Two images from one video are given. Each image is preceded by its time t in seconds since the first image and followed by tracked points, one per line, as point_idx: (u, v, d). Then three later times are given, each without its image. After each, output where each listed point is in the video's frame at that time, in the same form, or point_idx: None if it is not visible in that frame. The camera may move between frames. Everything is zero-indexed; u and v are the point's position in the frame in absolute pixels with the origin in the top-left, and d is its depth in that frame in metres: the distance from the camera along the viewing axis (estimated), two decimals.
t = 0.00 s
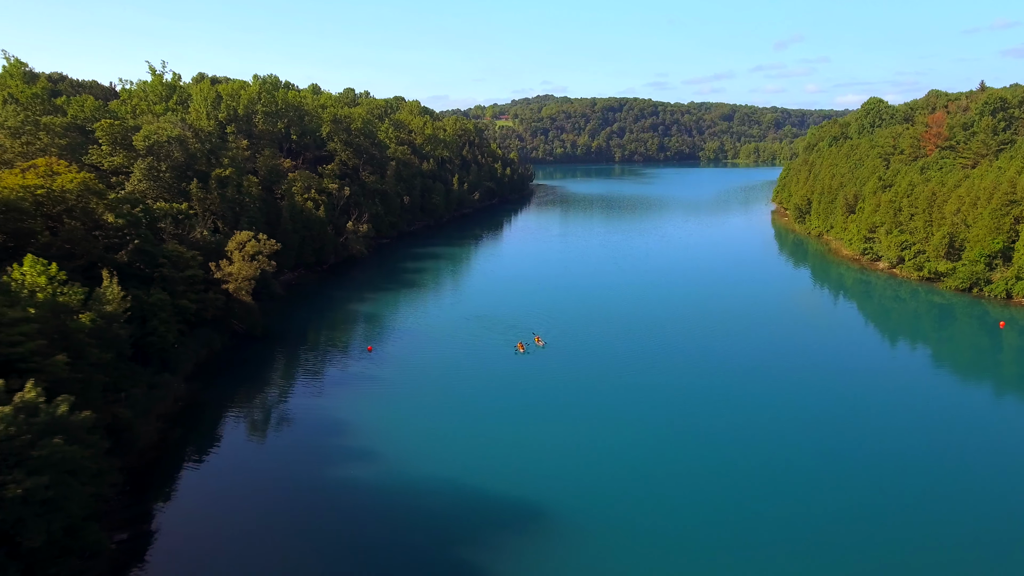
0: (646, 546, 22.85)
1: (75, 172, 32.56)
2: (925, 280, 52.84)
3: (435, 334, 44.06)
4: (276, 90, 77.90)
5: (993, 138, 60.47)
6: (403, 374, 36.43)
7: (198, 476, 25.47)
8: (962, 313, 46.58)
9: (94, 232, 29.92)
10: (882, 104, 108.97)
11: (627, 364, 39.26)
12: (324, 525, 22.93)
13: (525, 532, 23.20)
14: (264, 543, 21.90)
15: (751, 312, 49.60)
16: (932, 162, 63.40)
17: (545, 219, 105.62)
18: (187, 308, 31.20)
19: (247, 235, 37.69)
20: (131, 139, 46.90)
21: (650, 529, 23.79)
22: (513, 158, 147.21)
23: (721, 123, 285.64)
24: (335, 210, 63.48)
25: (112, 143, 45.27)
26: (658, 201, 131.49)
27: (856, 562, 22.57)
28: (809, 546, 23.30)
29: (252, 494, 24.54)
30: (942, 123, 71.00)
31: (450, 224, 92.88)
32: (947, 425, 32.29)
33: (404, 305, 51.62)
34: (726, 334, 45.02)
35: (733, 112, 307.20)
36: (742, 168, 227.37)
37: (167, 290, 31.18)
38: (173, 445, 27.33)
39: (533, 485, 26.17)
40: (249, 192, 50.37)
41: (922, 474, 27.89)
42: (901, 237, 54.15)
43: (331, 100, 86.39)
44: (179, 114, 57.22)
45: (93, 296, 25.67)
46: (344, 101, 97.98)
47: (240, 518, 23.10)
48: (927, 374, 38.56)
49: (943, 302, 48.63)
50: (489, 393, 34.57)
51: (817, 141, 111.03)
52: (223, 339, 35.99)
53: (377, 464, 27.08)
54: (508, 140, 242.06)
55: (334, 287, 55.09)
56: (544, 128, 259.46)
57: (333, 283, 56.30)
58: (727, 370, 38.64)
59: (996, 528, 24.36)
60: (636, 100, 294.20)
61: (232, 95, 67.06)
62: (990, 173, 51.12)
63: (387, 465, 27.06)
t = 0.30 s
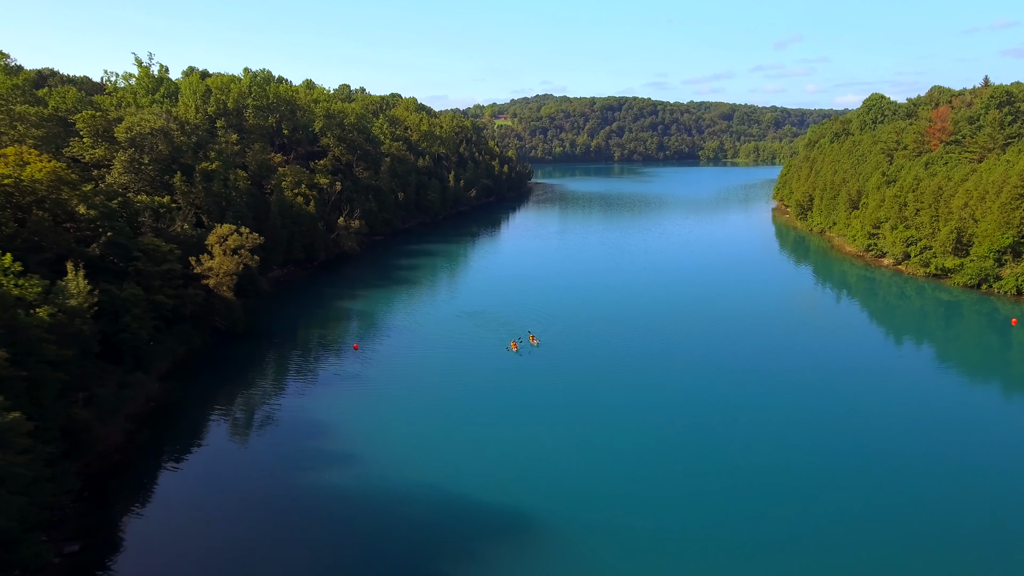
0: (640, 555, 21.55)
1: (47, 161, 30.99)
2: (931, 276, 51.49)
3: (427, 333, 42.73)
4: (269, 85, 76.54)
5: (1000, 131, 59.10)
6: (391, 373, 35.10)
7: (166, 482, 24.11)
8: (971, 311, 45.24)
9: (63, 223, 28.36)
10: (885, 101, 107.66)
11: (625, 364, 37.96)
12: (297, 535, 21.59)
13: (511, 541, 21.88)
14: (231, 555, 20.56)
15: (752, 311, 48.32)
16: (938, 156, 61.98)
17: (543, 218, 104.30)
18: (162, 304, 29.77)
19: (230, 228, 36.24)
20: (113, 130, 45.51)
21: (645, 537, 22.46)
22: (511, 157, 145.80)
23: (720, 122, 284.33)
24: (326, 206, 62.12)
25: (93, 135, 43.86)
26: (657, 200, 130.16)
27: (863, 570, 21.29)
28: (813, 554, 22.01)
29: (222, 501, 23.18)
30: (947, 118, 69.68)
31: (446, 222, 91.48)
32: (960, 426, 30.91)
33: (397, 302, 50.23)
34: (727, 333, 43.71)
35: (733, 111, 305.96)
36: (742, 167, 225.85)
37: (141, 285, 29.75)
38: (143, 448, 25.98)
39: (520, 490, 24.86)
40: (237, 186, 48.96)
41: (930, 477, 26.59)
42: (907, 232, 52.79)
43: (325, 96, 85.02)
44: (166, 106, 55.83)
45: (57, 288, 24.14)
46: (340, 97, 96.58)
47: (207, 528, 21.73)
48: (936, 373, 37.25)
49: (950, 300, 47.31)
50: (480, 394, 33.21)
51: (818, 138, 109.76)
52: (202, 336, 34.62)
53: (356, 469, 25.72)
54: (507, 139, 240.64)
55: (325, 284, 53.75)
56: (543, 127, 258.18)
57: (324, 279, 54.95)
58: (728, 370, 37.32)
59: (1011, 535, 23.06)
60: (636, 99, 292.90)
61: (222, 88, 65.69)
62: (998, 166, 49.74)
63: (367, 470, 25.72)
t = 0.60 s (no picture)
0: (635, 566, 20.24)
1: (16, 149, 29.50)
2: (938, 272, 50.18)
3: (418, 331, 41.39)
4: (261, 79, 75.13)
5: (1007, 125, 57.82)
6: (377, 373, 33.70)
7: (127, 490, 22.76)
8: (979, 308, 43.90)
9: (31, 214, 26.87)
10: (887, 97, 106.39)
11: (622, 364, 36.61)
12: (260, 547, 20.21)
13: (491, 553, 20.50)
14: (191, 569, 19.16)
15: (753, 309, 47.02)
16: (943, 150, 60.68)
17: (540, 216, 102.96)
18: (134, 300, 28.41)
19: (210, 221, 34.85)
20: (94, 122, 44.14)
21: (634, 547, 21.08)
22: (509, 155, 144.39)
23: (720, 121, 282.96)
24: (317, 201, 60.76)
25: (72, 126, 42.46)
26: (657, 198, 128.77)
27: None
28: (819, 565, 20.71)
29: (184, 509, 21.80)
30: (951, 112, 68.41)
31: (442, 220, 90.11)
32: (971, 426, 29.60)
33: (389, 299, 48.87)
34: (727, 332, 42.37)
35: (733, 110, 304.64)
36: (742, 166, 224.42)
37: (113, 279, 28.37)
38: (106, 450, 24.60)
39: (504, 498, 23.43)
40: (223, 179, 47.55)
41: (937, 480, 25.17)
42: (913, 227, 51.48)
43: (318, 91, 83.65)
44: (152, 99, 54.47)
45: (19, 281, 22.68)
46: (334, 93, 95.17)
47: (165, 540, 20.38)
48: (945, 371, 35.95)
49: (957, 297, 45.87)
50: (469, 394, 31.83)
51: (819, 134, 108.48)
52: (178, 334, 33.26)
53: (330, 475, 24.33)
54: (506, 137, 239.07)
55: (315, 281, 52.39)
56: (542, 126, 256.72)
57: (314, 276, 53.59)
58: (727, 370, 35.93)
59: None
60: (635, 98, 291.49)
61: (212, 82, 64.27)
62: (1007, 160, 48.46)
63: (341, 475, 24.31)
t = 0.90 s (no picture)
0: None
1: None
2: (946, 268, 48.84)
3: (410, 329, 40.01)
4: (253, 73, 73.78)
5: (1014, 118, 56.53)
6: (362, 373, 32.28)
7: (85, 497, 21.43)
8: (988, 305, 42.51)
9: None
10: (889, 93, 105.14)
11: (620, 364, 35.25)
12: (222, 559, 18.86)
13: (471, 564, 19.16)
14: None
15: (754, 308, 45.66)
16: (950, 144, 59.33)
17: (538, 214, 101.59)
18: (105, 294, 27.11)
19: (188, 213, 33.59)
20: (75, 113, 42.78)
21: (627, 557, 19.75)
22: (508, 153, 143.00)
23: (721, 121, 281.60)
24: (309, 197, 59.43)
25: (52, 116, 41.07)
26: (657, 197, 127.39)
27: None
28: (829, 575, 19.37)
29: (143, 517, 20.46)
30: (956, 106, 67.12)
31: (438, 218, 88.71)
32: (985, 427, 28.23)
33: (381, 297, 47.47)
34: (728, 331, 41.02)
35: (733, 109, 303.26)
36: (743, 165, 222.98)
37: (82, 273, 27.05)
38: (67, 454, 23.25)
39: (489, 504, 22.11)
40: (210, 172, 46.22)
41: (950, 485, 23.78)
42: (920, 222, 50.13)
43: (312, 86, 82.31)
44: (138, 91, 53.11)
45: None
46: (330, 89, 93.77)
47: (123, 552, 19.00)
48: (956, 370, 34.60)
49: (965, 295, 44.48)
50: (459, 395, 30.46)
51: (821, 131, 107.16)
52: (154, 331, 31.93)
53: (304, 480, 22.96)
54: (505, 136, 237.56)
55: (306, 277, 51.02)
56: (542, 125, 255.30)
57: (304, 272, 52.23)
58: (728, 369, 34.58)
59: None
60: (635, 97, 290.03)
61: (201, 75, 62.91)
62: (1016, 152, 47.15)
63: (315, 481, 22.96)
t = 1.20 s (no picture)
0: None
1: None
2: (954, 264, 47.60)
3: (401, 327, 38.69)
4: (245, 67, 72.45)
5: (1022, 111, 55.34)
6: (347, 372, 30.92)
7: (42, 503, 20.17)
8: (998, 301, 41.23)
9: None
10: (891, 89, 103.96)
11: (618, 363, 33.99)
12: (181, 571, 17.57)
13: None
14: None
15: (756, 306, 44.39)
16: (956, 138, 58.10)
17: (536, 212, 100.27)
18: (73, 289, 25.85)
19: (164, 204, 32.34)
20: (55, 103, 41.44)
21: (621, 565, 18.53)
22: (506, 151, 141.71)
23: (720, 120, 280.44)
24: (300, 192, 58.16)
25: (30, 106, 39.72)
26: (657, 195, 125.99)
27: None
28: None
29: (101, 527, 19.15)
30: (962, 101, 65.92)
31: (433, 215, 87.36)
32: (999, 426, 26.96)
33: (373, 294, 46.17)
34: (729, 330, 39.80)
35: (733, 109, 301.99)
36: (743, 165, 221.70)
37: (49, 266, 25.82)
38: (24, 458, 21.95)
39: (476, 510, 20.86)
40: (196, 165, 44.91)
41: (967, 489, 22.41)
42: (926, 217, 48.89)
43: (306, 81, 80.94)
44: (124, 83, 51.80)
45: None
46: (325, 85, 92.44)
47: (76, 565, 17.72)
48: (965, 367, 33.38)
49: (974, 291, 43.18)
50: (447, 395, 29.14)
51: (822, 128, 105.99)
52: (130, 327, 30.68)
53: (277, 486, 21.65)
54: (504, 135, 236.19)
55: (295, 274, 49.73)
56: (541, 124, 253.94)
57: (295, 269, 50.95)
58: (729, 368, 33.30)
59: None
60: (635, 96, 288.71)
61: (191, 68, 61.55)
62: None
63: (288, 487, 21.65)
